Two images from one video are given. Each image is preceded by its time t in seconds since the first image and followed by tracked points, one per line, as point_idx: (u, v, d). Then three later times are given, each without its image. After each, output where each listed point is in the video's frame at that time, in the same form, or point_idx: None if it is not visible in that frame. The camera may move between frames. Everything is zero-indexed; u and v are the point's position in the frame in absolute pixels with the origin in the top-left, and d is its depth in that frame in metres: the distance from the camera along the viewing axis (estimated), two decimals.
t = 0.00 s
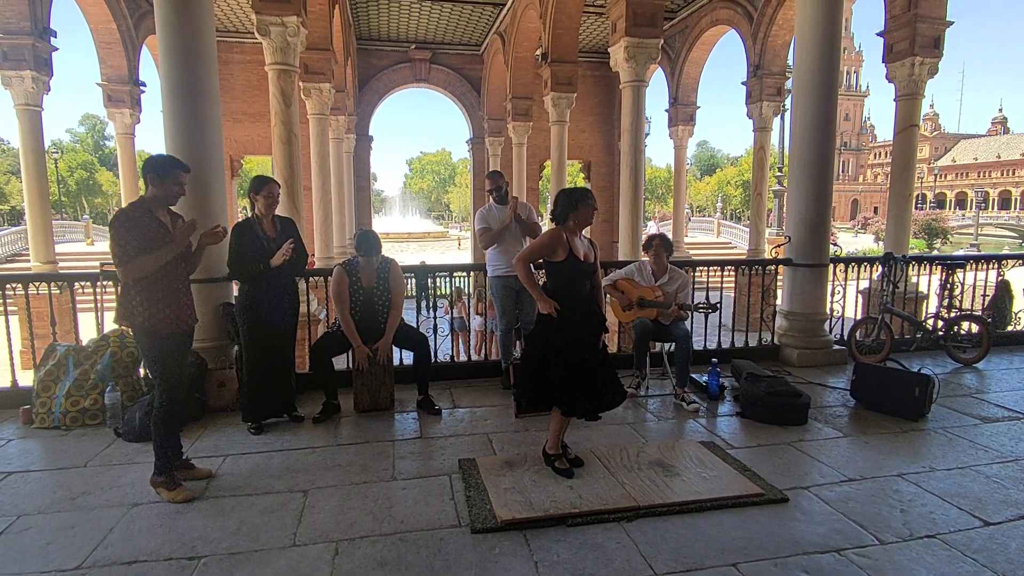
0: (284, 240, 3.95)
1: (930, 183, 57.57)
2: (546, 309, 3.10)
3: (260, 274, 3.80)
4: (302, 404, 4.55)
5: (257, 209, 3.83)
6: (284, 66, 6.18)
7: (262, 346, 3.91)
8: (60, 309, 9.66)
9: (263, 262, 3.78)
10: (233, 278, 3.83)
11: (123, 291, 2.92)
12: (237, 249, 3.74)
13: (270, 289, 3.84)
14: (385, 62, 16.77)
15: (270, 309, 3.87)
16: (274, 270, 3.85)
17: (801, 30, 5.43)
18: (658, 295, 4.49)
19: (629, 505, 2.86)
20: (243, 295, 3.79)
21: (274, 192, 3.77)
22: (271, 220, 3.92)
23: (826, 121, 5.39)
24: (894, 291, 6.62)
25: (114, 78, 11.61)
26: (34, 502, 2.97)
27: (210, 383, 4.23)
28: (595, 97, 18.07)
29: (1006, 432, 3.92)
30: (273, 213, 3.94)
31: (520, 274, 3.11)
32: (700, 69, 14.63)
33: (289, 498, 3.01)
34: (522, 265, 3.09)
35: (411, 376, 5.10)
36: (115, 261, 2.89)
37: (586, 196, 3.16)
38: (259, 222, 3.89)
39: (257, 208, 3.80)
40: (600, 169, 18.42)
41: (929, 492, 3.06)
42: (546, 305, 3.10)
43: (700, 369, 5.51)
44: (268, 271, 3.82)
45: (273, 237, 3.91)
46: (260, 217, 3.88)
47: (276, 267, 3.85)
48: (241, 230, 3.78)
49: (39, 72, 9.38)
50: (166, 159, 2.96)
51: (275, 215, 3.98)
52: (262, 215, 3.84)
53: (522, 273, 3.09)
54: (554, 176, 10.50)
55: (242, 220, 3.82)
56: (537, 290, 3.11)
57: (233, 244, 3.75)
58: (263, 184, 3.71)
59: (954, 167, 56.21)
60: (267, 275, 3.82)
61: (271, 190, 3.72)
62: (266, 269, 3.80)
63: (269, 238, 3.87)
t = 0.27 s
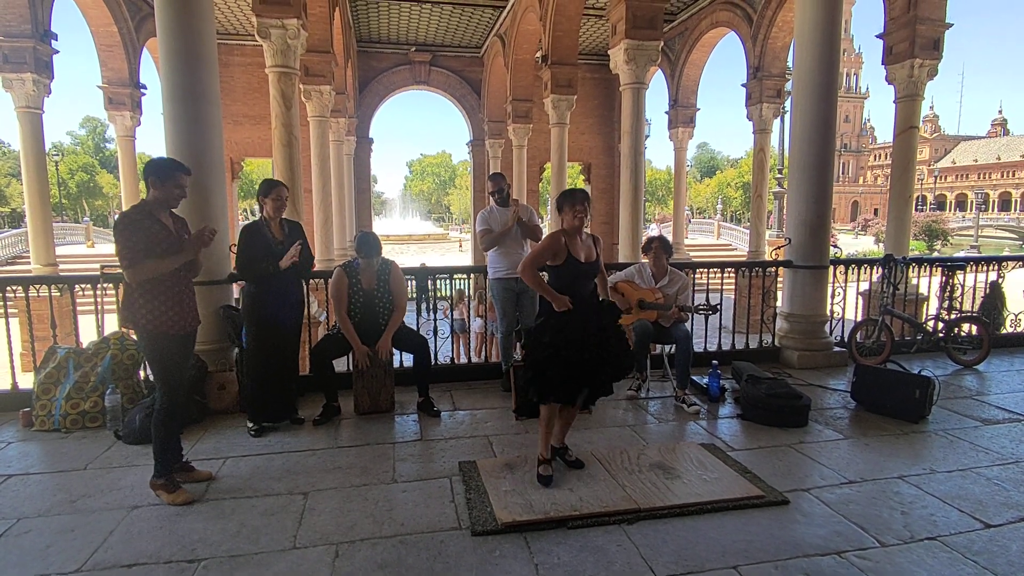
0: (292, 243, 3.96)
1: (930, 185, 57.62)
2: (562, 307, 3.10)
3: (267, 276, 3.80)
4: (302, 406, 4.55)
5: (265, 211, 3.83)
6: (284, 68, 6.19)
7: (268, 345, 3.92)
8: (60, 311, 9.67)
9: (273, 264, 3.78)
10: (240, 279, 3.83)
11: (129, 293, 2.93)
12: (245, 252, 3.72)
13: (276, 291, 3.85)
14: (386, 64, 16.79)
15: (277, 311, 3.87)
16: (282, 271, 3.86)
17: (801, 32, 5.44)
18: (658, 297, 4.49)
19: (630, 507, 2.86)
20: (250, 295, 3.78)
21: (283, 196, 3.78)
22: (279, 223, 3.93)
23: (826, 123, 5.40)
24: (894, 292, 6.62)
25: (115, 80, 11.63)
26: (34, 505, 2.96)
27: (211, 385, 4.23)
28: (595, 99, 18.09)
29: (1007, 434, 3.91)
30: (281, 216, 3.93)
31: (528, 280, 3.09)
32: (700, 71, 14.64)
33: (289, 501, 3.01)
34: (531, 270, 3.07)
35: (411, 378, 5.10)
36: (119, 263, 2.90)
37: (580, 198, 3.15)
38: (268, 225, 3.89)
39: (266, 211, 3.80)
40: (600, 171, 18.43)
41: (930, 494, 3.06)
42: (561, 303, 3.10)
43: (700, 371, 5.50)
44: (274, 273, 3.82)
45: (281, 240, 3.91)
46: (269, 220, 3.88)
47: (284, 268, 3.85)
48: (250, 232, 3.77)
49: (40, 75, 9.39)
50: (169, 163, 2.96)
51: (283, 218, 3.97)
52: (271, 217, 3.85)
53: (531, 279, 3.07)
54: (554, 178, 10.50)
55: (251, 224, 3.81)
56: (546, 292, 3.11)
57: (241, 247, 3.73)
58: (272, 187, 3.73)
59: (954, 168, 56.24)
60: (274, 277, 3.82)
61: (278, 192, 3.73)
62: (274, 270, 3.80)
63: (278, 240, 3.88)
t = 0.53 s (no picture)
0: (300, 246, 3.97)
1: (930, 185, 57.62)
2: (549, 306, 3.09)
3: (273, 277, 3.81)
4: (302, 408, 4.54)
5: (273, 213, 3.85)
6: (285, 71, 6.20)
7: (275, 347, 3.93)
8: (61, 314, 9.68)
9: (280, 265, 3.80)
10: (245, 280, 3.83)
11: (130, 296, 2.94)
12: (254, 253, 3.75)
13: (282, 293, 3.86)
14: (385, 67, 16.82)
15: (282, 313, 3.88)
16: (289, 273, 3.87)
17: (801, 33, 5.44)
18: (658, 298, 4.52)
19: (631, 509, 2.85)
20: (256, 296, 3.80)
21: (291, 199, 3.77)
22: (287, 225, 3.94)
23: (826, 124, 5.40)
24: (895, 293, 6.61)
25: (115, 84, 11.65)
26: (35, 508, 2.96)
27: (211, 388, 4.23)
28: (595, 101, 18.10)
29: (1009, 434, 3.91)
30: (288, 219, 3.94)
31: (522, 275, 3.13)
32: (700, 73, 14.66)
33: (290, 503, 3.00)
34: (524, 265, 3.12)
35: (412, 380, 5.09)
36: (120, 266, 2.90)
37: (585, 200, 3.12)
38: (276, 227, 3.90)
39: (275, 214, 3.82)
40: (600, 173, 18.45)
41: (932, 495, 3.05)
42: (549, 302, 3.09)
43: (701, 372, 5.50)
44: (280, 275, 3.83)
45: (287, 243, 3.92)
46: (277, 223, 3.90)
47: (290, 270, 3.87)
48: (258, 235, 3.79)
49: (41, 78, 9.41)
50: (169, 165, 2.96)
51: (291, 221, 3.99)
52: (279, 220, 3.86)
53: (524, 274, 3.11)
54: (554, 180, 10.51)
55: (259, 226, 3.83)
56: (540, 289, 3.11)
57: (248, 248, 3.76)
58: (280, 190, 3.74)
59: (954, 169, 56.24)
60: (280, 279, 3.83)
61: (288, 196, 3.74)
62: (280, 272, 3.82)
63: (286, 244, 3.89)
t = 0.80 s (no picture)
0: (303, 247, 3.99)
1: (928, 186, 57.73)
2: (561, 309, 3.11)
3: (276, 278, 3.81)
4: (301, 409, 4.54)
5: (279, 214, 3.88)
6: (283, 71, 6.19)
7: (275, 350, 3.89)
8: (59, 315, 9.67)
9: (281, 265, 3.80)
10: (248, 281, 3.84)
11: (127, 297, 2.93)
12: (257, 253, 3.74)
13: (286, 294, 3.85)
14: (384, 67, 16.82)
15: (285, 314, 3.88)
16: (291, 273, 3.87)
17: (798, 34, 5.45)
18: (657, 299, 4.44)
19: (630, 509, 2.85)
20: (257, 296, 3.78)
21: (298, 200, 3.83)
22: (292, 227, 3.97)
23: (824, 124, 5.41)
24: (893, 294, 6.63)
25: (113, 84, 11.64)
26: (33, 509, 2.96)
27: (209, 388, 4.23)
28: (593, 101, 18.12)
29: (1006, 434, 3.92)
30: (294, 220, 3.97)
31: (526, 279, 3.09)
32: (698, 73, 14.68)
33: (288, 504, 3.00)
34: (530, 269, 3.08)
35: (410, 381, 5.09)
36: (118, 267, 2.90)
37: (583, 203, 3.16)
38: (281, 228, 3.92)
39: (280, 214, 3.85)
40: (598, 173, 18.46)
41: (930, 495, 3.06)
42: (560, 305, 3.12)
43: (699, 372, 5.50)
44: (282, 276, 3.83)
45: (292, 243, 3.95)
46: (282, 224, 3.92)
47: (292, 271, 3.86)
48: (261, 234, 3.79)
49: (39, 78, 9.39)
50: (168, 166, 2.96)
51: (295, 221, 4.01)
52: (284, 221, 3.89)
53: (530, 279, 3.07)
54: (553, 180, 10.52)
55: (264, 224, 3.87)
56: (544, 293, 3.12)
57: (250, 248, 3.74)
58: (287, 191, 3.79)
59: (952, 170, 56.36)
60: (282, 279, 3.83)
61: (294, 197, 3.80)
62: (283, 273, 3.82)
63: (289, 244, 3.91)
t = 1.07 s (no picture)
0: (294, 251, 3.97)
1: (915, 190, 58.39)
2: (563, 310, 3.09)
3: (267, 282, 3.79)
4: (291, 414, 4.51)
5: (270, 217, 3.87)
6: (274, 74, 6.17)
7: (266, 353, 3.86)
8: (46, 319, 9.55)
9: (271, 268, 3.77)
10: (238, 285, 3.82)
11: (115, 301, 2.90)
12: (247, 256, 3.73)
13: (278, 297, 3.83)
14: (375, 70, 16.80)
15: (276, 318, 3.85)
16: (282, 277, 3.85)
17: (787, 39, 5.50)
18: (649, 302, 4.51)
19: (622, 513, 2.86)
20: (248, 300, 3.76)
21: (289, 204, 3.82)
22: (283, 230, 3.96)
23: (812, 128, 5.45)
24: (881, 297, 6.69)
25: (102, 86, 11.55)
26: (17, 516, 2.91)
27: (198, 393, 4.19)
28: (585, 105, 18.19)
29: (993, 436, 3.96)
30: (285, 224, 3.96)
31: (528, 279, 3.07)
32: (688, 78, 14.77)
33: (278, 510, 2.98)
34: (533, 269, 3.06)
35: (402, 386, 5.06)
36: (106, 271, 2.87)
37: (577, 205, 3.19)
38: (272, 231, 3.91)
39: (271, 218, 3.83)
40: (590, 177, 18.52)
41: (918, 497, 3.09)
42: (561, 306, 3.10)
43: (691, 376, 5.52)
44: (273, 279, 3.80)
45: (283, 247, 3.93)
46: (273, 227, 3.91)
47: (283, 274, 3.84)
48: (251, 238, 3.78)
49: (26, 80, 9.30)
50: (157, 168, 2.93)
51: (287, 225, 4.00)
52: (275, 224, 3.88)
53: (533, 279, 3.05)
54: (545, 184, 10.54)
55: (256, 227, 3.86)
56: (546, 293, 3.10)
57: (242, 250, 3.74)
58: (279, 194, 3.77)
59: (938, 174, 57.03)
60: (273, 283, 3.81)
61: (286, 201, 3.78)
62: (272, 277, 3.79)
63: (280, 248, 3.89)
